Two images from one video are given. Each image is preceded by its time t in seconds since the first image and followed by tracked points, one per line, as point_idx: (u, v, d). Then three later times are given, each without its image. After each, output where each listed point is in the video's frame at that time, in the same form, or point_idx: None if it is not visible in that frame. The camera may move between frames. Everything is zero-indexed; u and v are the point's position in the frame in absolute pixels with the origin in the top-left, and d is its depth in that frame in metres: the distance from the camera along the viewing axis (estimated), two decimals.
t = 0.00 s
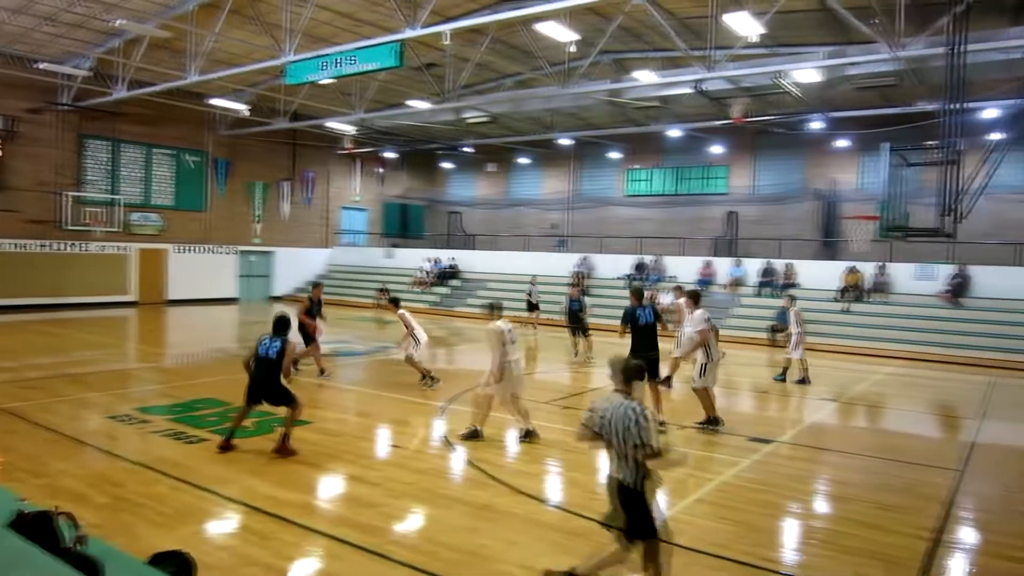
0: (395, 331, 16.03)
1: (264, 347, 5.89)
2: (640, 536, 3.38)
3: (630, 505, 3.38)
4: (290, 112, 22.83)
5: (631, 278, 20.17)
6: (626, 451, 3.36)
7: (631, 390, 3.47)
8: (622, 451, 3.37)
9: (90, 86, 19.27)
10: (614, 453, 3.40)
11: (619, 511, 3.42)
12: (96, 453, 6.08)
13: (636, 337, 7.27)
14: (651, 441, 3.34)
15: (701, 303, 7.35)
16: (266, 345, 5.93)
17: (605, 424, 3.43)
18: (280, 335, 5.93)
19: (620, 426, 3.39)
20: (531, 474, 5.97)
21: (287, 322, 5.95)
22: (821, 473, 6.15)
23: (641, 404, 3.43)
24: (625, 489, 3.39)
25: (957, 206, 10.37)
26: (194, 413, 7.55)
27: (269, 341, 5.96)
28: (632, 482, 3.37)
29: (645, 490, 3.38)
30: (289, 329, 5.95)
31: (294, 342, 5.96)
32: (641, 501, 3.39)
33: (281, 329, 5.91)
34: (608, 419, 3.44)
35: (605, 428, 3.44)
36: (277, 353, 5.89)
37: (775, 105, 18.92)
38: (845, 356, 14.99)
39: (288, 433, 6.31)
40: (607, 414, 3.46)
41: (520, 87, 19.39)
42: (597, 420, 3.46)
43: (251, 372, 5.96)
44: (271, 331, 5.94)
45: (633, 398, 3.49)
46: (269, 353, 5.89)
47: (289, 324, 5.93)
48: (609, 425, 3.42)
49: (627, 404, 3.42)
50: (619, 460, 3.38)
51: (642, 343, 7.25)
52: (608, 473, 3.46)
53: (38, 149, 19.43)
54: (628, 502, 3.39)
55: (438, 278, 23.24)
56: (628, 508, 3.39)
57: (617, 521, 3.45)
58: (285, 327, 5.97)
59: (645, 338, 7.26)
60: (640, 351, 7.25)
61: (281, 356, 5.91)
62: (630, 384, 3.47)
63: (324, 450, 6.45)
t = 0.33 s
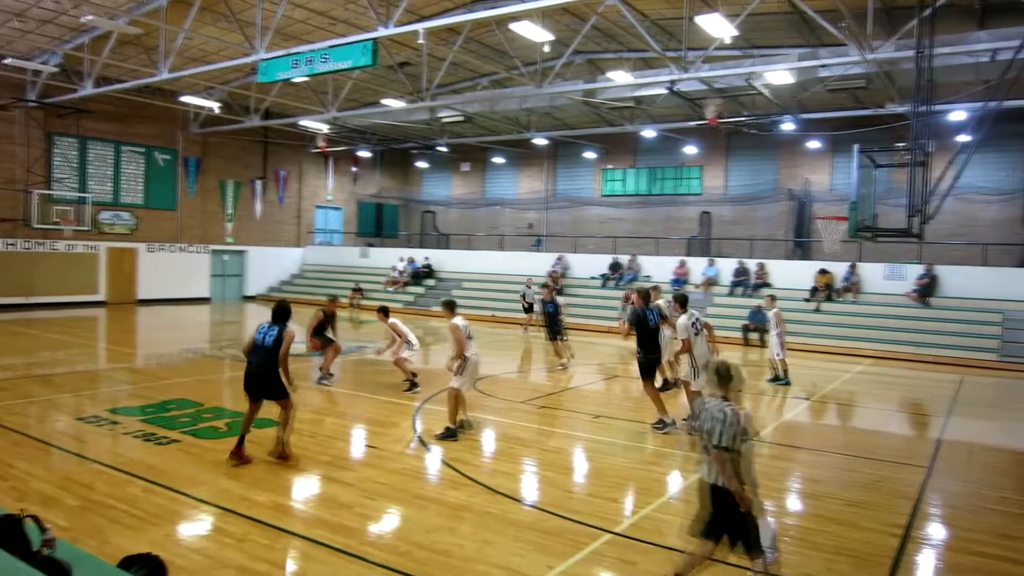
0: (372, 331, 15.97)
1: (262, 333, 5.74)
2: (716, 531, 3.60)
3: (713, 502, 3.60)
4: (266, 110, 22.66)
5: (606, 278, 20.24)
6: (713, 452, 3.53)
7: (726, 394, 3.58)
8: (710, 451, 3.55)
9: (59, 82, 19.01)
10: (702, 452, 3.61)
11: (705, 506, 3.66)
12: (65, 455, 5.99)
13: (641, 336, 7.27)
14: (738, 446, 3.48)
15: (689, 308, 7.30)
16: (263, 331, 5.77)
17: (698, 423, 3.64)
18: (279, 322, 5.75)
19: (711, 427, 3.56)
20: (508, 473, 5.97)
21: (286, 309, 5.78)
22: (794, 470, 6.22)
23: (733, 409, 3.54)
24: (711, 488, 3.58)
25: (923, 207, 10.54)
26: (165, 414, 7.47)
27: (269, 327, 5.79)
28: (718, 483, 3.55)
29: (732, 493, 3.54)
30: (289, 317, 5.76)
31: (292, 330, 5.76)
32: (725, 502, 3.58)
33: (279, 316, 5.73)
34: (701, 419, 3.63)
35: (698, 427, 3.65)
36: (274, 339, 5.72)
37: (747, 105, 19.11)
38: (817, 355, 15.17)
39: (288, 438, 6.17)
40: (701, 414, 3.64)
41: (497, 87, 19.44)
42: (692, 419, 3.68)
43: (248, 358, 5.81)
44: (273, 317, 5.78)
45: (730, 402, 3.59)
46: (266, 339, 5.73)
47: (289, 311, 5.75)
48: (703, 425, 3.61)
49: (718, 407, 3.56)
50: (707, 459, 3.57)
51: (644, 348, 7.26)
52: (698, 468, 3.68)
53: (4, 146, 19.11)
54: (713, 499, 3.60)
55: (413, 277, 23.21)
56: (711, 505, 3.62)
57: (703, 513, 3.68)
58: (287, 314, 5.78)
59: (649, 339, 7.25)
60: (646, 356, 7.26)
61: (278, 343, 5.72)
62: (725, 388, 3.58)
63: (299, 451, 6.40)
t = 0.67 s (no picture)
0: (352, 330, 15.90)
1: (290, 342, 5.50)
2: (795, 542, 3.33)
3: (788, 508, 3.35)
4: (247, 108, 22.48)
5: (586, 278, 20.27)
6: (794, 456, 3.29)
7: (798, 393, 3.33)
8: (788, 455, 3.30)
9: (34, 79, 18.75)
10: (776, 458, 3.35)
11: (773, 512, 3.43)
12: (38, 457, 5.89)
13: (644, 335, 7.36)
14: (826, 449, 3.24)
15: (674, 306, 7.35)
16: (290, 340, 5.55)
17: (765, 426, 3.38)
18: (306, 329, 5.56)
19: (786, 430, 3.31)
20: (488, 472, 5.97)
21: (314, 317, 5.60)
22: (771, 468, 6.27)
23: (810, 408, 3.28)
24: (787, 494, 3.33)
25: (898, 207, 10.67)
26: (141, 415, 7.38)
27: (296, 336, 5.57)
28: (799, 490, 3.29)
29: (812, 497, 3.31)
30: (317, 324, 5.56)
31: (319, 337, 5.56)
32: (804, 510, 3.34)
33: (308, 323, 5.53)
34: (769, 422, 3.37)
35: (766, 430, 3.39)
36: (302, 348, 5.49)
37: (726, 106, 19.24)
38: (794, 353, 15.31)
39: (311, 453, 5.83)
40: (769, 415, 3.38)
41: (479, 86, 19.42)
42: (757, 421, 3.42)
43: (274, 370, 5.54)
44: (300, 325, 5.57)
45: (804, 402, 3.34)
46: (293, 348, 5.49)
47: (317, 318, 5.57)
48: (777, 429, 3.34)
49: (792, 407, 3.30)
50: (784, 465, 3.31)
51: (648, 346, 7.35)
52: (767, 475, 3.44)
53: None
54: (787, 506, 3.35)
55: (393, 276, 23.16)
56: (783, 512, 3.37)
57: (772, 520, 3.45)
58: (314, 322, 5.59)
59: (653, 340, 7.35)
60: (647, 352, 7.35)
61: (307, 350, 5.50)
62: (796, 386, 3.33)
63: (278, 451, 6.35)
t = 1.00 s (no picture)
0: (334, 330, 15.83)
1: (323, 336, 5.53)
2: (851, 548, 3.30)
3: (838, 516, 3.31)
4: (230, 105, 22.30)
5: (569, 277, 20.30)
6: (846, 461, 3.28)
7: (839, 399, 3.35)
8: (836, 461, 3.29)
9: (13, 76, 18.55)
10: (823, 465, 3.33)
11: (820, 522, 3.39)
12: (16, 458, 5.83)
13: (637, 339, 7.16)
14: (876, 451, 3.27)
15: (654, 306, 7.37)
16: (325, 334, 5.54)
17: (813, 434, 3.35)
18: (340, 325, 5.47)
19: (835, 436, 3.30)
20: (471, 472, 5.96)
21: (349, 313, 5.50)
22: (753, 467, 6.30)
23: (854, 412, 3.31)
24: (838, 501, 3.31)
25: (876, 208, 10.74)
26: (122, 416, 7.31)
27: (331, 331, 5.53)
28: (849, 495, 3.28)
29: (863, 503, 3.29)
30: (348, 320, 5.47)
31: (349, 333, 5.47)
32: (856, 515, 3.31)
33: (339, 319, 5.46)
34: (813, 429, 3.37)
35: (810, 438, 3.38)
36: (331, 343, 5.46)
37: (708, 106, 19.32)
38: (776, 353, 15.40)
39: (306, 452, 5.70)
40: (812, 423, 3.38)
41: (463, 85, 19.40)
42: (800, 431, 3.42)
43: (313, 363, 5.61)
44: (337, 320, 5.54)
45: (847, 407, 3.37)
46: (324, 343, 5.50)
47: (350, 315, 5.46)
48: (825, 434, 3.33)
49: (836, 413, 3.32)
50: (834, 471, 3.30)
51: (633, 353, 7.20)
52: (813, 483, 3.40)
53: None
54: (837, 515, 3.32)
55: (376, 276, 23.09)
56: (833, 520, 3.33)
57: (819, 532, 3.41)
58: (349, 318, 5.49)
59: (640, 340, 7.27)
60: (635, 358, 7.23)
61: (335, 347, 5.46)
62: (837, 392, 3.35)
63: (260, 452, 6.31)
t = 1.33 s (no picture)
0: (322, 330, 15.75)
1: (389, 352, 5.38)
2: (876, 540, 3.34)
3: (864, 507, 3.35)
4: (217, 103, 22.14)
5: (559, 276, 20.31)
6: (876, 455, 3.32)
7: (871, 392, 3.41)
8: (869, 452, 3.33)
9: None
10: (853, 457, 3.36)
11: (843, 515, 3.41)
12: None
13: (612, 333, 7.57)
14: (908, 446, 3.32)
15: (652, 305, 7.40)
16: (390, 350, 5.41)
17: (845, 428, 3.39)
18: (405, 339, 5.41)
19: (867, 430, 3.35)
20: (460, 472, 5.95)
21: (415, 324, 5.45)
22: (742, 466, 6.32)
23: (888, 404, 3.38)
24: (866, 493, 3.34)
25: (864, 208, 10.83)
26: (108, 416, 7.25)
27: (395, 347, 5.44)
28: (879, 486, 3.32)
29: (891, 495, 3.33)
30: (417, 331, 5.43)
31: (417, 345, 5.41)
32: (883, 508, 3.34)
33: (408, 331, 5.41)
34: (845, 422, 3.40)
35: (842, 430, 3.40)
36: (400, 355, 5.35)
37: (698, 106, 19.41)
38: (764, 352, 15.46)
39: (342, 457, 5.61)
40: (844, 415, 3.41)
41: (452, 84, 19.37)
42: (831, 423, 3.43)
43: (374, 381, 5.44)
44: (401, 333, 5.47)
45: (877, 401, 3.41)
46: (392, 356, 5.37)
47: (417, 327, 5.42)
48: (857, 427, 3.36)
49: (872, 405, 3.36)
50: (865, 462, 3.33)
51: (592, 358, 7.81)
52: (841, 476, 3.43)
53: None
54: (865, 506, 3.35)
55: (365, 275, 23.02)
56: (857, 511, 3.37)
57: (839, 525, 3.44)
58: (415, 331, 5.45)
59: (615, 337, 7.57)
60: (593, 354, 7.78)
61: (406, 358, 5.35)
62: (868, 386, 3.41)
63: (249, 452, 6.27)
